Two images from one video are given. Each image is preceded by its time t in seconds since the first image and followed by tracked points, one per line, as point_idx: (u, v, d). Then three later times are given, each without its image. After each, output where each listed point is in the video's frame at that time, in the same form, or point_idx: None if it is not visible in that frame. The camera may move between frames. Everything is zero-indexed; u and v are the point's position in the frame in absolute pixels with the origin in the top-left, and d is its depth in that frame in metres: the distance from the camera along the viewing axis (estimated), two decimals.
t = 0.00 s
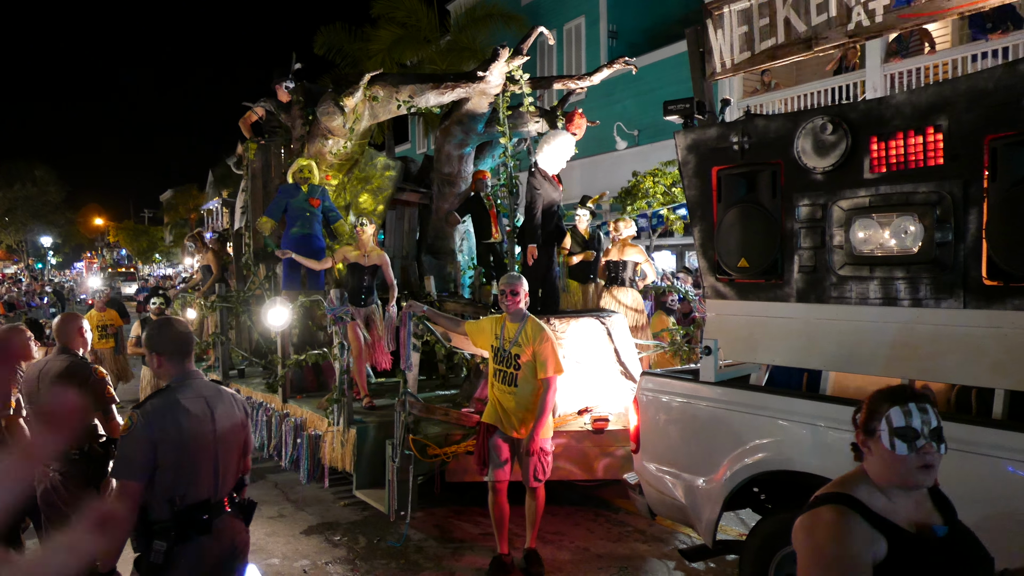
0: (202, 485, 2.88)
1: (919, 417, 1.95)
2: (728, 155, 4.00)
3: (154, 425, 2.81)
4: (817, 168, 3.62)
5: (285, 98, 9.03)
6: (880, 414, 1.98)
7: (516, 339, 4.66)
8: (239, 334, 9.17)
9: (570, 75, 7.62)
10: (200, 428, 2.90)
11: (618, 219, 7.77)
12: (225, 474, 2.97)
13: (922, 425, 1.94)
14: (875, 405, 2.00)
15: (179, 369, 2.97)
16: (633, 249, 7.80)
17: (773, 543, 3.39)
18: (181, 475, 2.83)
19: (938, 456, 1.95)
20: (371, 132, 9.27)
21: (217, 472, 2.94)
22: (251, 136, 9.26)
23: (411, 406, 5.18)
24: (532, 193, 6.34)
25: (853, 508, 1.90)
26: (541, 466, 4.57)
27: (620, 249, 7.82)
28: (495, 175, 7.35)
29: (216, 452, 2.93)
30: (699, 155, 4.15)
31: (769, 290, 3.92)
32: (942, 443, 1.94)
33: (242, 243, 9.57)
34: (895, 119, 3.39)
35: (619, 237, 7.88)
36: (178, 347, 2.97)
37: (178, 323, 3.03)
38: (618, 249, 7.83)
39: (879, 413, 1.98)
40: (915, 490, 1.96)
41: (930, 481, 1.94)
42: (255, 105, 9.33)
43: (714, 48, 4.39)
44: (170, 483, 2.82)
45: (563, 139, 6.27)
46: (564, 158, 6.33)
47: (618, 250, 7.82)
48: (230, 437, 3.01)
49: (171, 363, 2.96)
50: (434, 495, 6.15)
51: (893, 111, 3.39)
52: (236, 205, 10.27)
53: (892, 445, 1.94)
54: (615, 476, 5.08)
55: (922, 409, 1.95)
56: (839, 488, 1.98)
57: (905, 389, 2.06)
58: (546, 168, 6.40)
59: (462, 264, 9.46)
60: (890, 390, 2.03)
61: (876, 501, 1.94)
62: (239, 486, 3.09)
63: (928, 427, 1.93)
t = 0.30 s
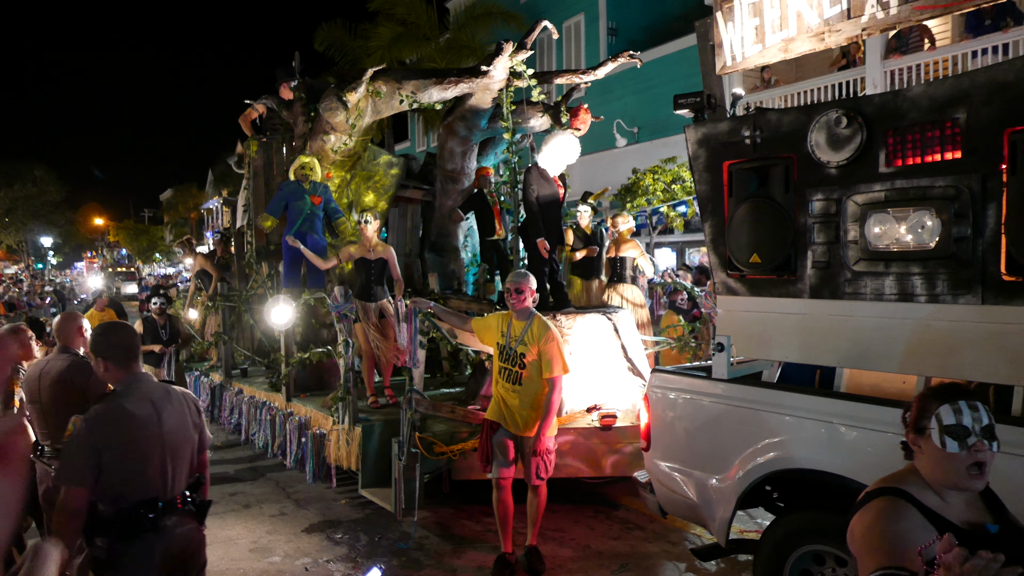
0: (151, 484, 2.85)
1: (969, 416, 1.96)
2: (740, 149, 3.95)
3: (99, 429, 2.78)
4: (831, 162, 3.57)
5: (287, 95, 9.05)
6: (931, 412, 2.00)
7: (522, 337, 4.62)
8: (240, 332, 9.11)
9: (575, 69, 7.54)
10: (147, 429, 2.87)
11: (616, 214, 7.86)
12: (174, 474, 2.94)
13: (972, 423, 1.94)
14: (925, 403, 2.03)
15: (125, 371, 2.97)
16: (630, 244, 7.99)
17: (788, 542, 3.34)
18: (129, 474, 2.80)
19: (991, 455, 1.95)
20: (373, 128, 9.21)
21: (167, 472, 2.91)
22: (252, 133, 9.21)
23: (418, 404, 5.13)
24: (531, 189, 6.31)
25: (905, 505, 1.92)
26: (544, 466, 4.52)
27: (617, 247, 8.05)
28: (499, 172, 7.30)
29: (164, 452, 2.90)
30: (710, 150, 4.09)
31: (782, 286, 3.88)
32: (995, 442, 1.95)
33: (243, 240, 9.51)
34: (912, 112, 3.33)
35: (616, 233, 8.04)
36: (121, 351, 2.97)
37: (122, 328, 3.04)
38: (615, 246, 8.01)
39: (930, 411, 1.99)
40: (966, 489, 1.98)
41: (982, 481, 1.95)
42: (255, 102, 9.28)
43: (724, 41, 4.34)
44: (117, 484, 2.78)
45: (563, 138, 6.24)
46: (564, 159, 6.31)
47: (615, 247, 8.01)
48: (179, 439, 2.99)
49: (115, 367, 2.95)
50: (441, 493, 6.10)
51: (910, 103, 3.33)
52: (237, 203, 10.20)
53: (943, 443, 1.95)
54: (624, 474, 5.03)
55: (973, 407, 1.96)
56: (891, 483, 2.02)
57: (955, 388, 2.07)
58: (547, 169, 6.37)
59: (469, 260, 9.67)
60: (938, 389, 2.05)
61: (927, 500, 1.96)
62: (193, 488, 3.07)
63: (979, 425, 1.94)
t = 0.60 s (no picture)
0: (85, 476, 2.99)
1: (1001, 408, 2.05)
2: (739, 143, 3.92)
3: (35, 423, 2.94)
4: (832, 156, 3.54)
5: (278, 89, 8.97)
6: (963, 406, 2.09)
7: (513, 335, 4.57)
8: (229, 329, 9.01)
9: (570, 63, 7.49)
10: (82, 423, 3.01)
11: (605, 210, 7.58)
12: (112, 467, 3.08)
13: (1004, 415, 2.04)
14: (958, 398, 2.12)
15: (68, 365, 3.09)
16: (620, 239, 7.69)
17: (790, 539, 3.31)
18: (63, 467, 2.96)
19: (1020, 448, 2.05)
20: (365, 123, 9.13)
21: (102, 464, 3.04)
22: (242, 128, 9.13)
23: (412, 401, 5.07)
24: (525, 181, 6.26)
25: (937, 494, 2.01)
26: (532, 463, 4.48)
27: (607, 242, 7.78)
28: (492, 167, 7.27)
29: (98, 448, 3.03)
30: (709, 144, 4.06)
31: (781, 281, 3.85)
32: None
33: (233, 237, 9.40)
34: (914, 105, 3.32)
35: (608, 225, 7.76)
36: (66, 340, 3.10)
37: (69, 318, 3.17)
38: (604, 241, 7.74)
39: (963, 402, 2.08)
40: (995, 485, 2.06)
41: (1011, 475, 2.03)
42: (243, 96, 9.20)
43: (723, 35, 4.31)
44: (51, 476, 2.95)
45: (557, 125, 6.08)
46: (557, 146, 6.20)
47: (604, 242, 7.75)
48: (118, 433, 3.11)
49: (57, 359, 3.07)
50: (436, 492, 6.04)
51: (912, 97, 3.32)
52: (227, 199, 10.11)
53: (975, 435, 2.05)
54: (620, 471, 5.00)
55: (1004, 401, 2.06)
56: (922, 476, 2.10)
57: (986, 385, 2.17)
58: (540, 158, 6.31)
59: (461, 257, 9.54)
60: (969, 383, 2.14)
61: (958, 493, 2.04)
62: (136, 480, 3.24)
63: (1010, 418, 2.03)
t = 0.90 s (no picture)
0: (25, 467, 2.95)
1: (1004, 386, 2.05)
2: (727, 137, 3.90)
3: None
4: (821, 150, 3.53)
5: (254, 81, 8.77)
6: (967, 384, 2.10)
7: (493, 331, 4.50)
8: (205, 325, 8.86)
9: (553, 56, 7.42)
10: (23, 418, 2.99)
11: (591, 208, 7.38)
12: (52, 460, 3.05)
13: (1007, 392, 2.04)
14: (963, 377, 2.14)
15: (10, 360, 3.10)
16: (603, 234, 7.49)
17: (779, 534, 3.29)
18: None
19: None
20: (344, 116, 9.01)
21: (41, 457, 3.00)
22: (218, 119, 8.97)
23: (393, 399, 4.99)
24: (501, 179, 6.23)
25: (934, 464, 2.07)
26: (507, 464, 4.42)
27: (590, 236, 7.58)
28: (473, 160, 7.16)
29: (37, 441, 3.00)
30: (696, 138, 4.04)
31: (768, 275, 3.84)
32: None
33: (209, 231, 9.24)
34: (903, 98, 3.30)
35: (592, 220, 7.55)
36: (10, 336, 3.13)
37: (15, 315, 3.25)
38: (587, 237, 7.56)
39: (968, 380, 2.09)
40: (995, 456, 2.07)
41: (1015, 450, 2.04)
42: (218, 87, 9.03)
43: (709, 28, 4.28)
44: None
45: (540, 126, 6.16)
46: (538, 146, 6.20)
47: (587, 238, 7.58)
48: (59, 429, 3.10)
49: None
50: (418, 489, 5.98)
51: (900, 90, 3.31)
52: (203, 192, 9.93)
53: (978, 412, 2.06)
54: (605, 467, 4.97)
55: (1009, 378, 2.06)
56: (926, 447, 2.16)
57: (994, 364, 2.16)
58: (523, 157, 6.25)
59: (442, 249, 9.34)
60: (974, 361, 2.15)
61: (961, 469, 2.09)
62: (78, 480, 3.22)
63: (1015, 396, 2.03)
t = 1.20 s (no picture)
0: None
1: (949, 403, 2.07)
2: (681, 143, 3.93)
3: None
4: (772, 158, 3.58)
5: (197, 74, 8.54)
6: (914, 399, 2.12)
7: (435, 335, 4.41)
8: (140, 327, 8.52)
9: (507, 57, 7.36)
10: None
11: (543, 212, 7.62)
12: None
13: (951, 408, 2.06)
14: (908, 391, 2.17)
15: None
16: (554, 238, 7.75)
17: (729, 538, 3.32)
18: None
19: (964, 439, 2.09)
20: (291, 113, 8.81)
21: None
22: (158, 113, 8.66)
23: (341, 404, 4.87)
24: (464, 178, 6.20)
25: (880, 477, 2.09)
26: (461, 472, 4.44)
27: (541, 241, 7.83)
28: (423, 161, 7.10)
29: None
30: (650, 142, 4.06)
31: (719, 281, 3.88)
32: (970, 427, 2.07)
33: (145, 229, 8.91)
34: (852, 109, 3.38)
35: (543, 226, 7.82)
36: None
37: None
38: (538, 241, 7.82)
39: (914, 397, 2.10)
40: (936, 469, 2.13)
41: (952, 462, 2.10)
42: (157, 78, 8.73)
43: (664, 34, 4.31)
44: None
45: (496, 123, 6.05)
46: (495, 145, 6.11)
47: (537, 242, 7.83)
48: None
49: None
50: (364, 494, 5.88)
51: (849, 101, 3.39)
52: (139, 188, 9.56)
53: (922, 427, 2.09)
54: (555, 471, 4.99)
55: (954, 395, 2.07)
56: (869, 459, 2.19)
57: (938, 379, 2.19)
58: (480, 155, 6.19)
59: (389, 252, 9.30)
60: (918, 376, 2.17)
61: (902, 479, 2.12)
62: None
63: (957, 412, 2.06)
